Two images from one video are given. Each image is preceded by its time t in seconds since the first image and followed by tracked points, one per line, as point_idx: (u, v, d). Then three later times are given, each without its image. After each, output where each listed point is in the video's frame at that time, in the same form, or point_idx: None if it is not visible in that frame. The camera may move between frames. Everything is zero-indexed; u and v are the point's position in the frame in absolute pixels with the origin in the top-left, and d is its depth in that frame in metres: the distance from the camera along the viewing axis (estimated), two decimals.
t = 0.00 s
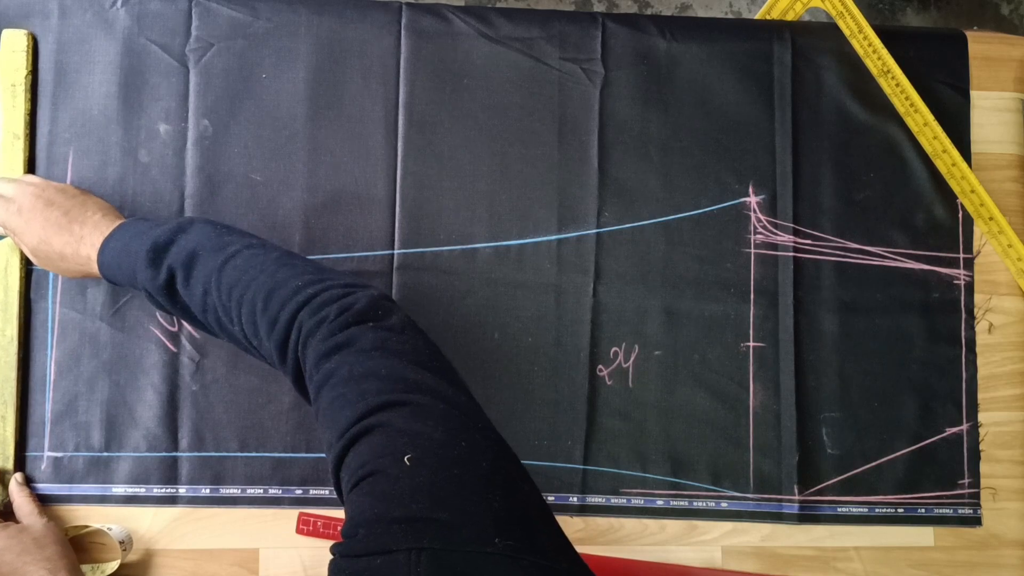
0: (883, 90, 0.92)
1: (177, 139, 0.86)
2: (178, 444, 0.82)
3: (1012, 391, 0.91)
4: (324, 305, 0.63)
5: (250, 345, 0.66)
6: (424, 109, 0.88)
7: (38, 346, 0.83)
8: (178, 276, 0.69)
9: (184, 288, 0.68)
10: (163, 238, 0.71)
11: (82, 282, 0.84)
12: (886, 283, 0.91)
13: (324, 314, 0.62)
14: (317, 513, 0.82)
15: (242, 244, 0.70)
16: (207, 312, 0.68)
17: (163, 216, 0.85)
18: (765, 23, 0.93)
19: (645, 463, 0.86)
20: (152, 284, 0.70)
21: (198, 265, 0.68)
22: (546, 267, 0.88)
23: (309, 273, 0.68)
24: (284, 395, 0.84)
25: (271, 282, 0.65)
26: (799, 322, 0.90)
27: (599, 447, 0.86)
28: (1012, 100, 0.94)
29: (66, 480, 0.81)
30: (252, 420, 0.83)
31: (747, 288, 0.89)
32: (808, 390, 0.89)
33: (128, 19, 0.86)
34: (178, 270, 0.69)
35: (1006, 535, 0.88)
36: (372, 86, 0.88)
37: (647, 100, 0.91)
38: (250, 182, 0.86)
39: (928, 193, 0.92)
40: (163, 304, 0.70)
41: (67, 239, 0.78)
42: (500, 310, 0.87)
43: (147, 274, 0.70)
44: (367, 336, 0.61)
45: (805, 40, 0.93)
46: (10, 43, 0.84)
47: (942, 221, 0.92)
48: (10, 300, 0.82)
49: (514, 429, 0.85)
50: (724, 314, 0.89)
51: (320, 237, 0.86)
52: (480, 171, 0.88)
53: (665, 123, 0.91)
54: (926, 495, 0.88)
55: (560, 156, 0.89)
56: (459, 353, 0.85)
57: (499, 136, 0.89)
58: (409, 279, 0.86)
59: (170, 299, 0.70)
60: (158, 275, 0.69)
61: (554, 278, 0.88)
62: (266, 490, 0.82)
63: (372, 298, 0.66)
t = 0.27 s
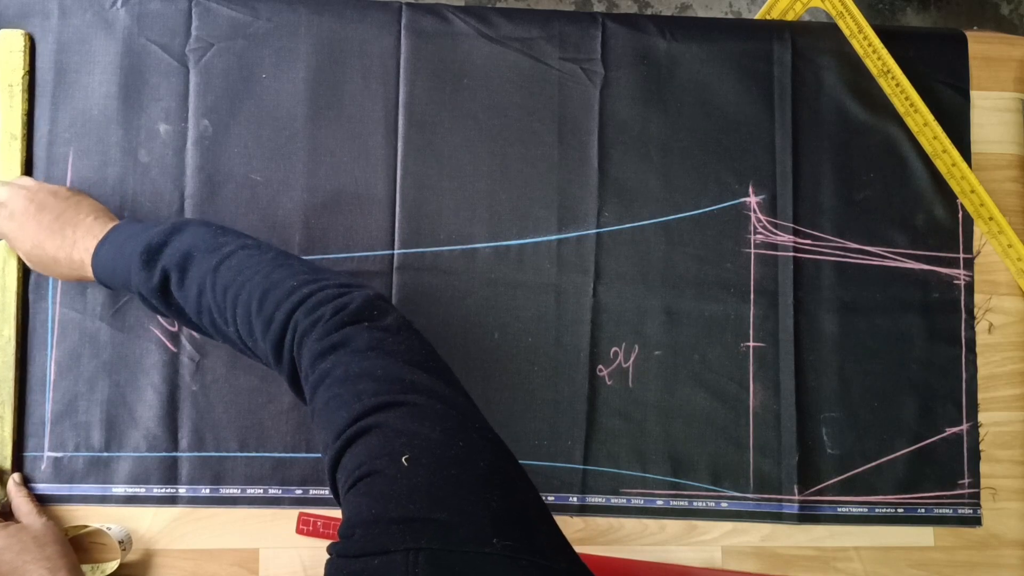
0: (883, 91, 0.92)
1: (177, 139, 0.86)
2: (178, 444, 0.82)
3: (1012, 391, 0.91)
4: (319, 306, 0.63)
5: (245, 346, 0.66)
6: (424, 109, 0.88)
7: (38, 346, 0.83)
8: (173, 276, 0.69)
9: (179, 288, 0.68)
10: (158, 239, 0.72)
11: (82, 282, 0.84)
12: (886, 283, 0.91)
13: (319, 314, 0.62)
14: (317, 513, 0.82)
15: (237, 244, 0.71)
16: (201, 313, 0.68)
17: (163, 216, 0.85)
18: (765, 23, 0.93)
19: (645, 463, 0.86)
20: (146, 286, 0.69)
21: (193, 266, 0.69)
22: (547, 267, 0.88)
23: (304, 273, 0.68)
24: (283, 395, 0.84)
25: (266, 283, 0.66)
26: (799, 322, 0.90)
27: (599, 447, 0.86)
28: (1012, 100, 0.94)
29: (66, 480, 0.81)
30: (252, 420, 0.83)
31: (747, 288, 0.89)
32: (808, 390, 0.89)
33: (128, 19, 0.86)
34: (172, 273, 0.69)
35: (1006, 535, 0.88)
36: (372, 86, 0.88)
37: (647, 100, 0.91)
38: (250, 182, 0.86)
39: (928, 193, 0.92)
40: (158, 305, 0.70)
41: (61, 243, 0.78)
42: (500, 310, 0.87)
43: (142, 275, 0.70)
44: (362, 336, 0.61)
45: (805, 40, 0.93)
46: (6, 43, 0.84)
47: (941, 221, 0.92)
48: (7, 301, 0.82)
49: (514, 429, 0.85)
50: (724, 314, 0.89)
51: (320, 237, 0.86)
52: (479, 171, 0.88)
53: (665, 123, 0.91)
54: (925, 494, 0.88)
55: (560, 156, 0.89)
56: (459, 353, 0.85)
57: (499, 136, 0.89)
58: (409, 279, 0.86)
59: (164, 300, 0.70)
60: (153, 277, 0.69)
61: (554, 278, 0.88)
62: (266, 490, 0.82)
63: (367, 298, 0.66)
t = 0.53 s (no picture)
0: (883, 91, 0.92)
1: (177, 139, 0.86)
2: (178, 444, 0.82)
3: (1012, 391, 0.91)
4: (297, 325, 0.64)
5: (231, 387, 0.65)
6: (424, 109, 0.88)
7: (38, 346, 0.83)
8: (144, 355, 0.67)
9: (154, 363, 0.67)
10: (122, 312, 0.70)
11: (83, 282, 0.84)
12: (886, 283, 0.91)
13: (298, 332, 0.63)
14: (317, 513, 0.82)
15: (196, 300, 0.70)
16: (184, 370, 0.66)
17: (163, 216, 0.85)
18: (765, 23, 0.93)
19: (645, 464, 0.86)
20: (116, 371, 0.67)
21: (161, 335, 0.67)
22: (547, 267, 0.88)
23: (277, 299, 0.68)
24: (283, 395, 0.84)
25: (241, 317, 0.66)
26: (799, 322, 0.90)
27: (599, 447, 0.86)
28: (1012, 100, 0.94)
29: (65, 480, 0.81)
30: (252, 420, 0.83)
31: (747, 289, 0.89)
32: (808, 390, 0.89)
33: (128, 19, 0.86)
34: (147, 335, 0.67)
35: (1007, 535, 0.88)
36: (372, 86, 0.88)
37: (647, 100, 0.91)
38: (250, 182, 0.86)
39: (928, 193, 0.92)
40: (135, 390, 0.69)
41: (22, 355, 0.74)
42: (500, 310, 0.87)
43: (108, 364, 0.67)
44: (344, 343, 0.62)
45: (805, 40, 0.93)
46: (6, 43, 0.84)
47: (941, 221, 0.92)
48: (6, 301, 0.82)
49: (513, 429, 0.85)
50: (724, 314, 0.89)
51: (320, 238, 0.86)
52: (480, 171, 0.88)
53: (665, 123, 0.91)
54: (925, 495, 0.88)
55: (560, 156, 0.89)
56: (458, 353, 0.85)
57: (499, 136, 0.89)
58: (409, 279, 0.86)
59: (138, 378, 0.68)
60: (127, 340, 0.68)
61: (554, 278, 0.88)
62: (266, 490, 0.82)
63: (342, 308, 0.67)
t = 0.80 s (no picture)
0: (883, 90, 0.92)
1: (177, 139, 0.86)
2: (178, 443, 0.82)
3: (1012, 391, 0.91)
4: (280, 327, 0.63)
5: (223, 394, 0.65)
6: (424, 109, 0.88)
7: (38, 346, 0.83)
8: (136, 371, 0.67)
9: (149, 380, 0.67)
10: (110, 333, 0.69)
11: (83, 282, 0.84)
12: (886, 283, 0.91)
13: (281, 335, 0.62)
14: (317, 513, 0.82)
15: (182, 310, 0.69)
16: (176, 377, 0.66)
17: (163, 216, 0.85)
18: (765, 23, 0.93)
19: (645, 464, 0.86)
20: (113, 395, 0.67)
21: (150, 351, 0.67)
22: (547, 267, 0.88)
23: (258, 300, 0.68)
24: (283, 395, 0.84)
25: (226, 326, 0.65)
26: (799, 322, 0.90)
27: (599, 447, 0.86)
28: (1012, 100, 0.94)
29: (65, 480, 0.81)
30: (252, 420, 0.83)
31: (747, 289, 0.89)
32: (808, 390, 0.89)
33: (128, 19, 0.86)
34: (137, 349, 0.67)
35: (1007, 535, 0.88)
36: (372, 86, 0.88)
37: (647, 100, 0.91)
38: (250, 182, 0.86)
39: (928, 193, 0.92)
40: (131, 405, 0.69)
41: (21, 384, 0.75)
42: (500, 310, 0.87)
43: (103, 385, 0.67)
44: (326, 342, 0.61)
45: (805, 40, 0.93)
46: (5, 43, 0.84)
47: (941, 221, 0.92)
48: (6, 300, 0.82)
49: (513, 429, 0.85)
50: (724, 314, 0.89)
51: (320, 238, 0.86)
52: (480, 171, 0.88)
53: (665, 123, 0.91)
54: (926, 495, 0.88)
55: (560, 156, 0.89)
56: (459, 353, 0.85)
57: (499, 136, 0.89)
58: (409, 279, 0.86)
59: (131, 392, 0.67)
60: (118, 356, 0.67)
61: (554, 278, 0.88)
62: (265, 490, 0.82)
63: (323, 307, 0.66)
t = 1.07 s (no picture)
0: (883, 90, 0.92)
1: (177, 139, 0.86)
2: (178, 444, 0.82)
3: (1012, 391, 0.91)
4: (258, 283, 0.60)
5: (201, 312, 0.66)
6: (424, 109, 0.88)
7: (38, 346, 0.83)
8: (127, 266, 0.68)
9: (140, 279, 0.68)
10: (102, 222, 0.69)
11: (82, 282, 0.84)
12: (886, 283, 0.91)
13: (260, 293, 0.60)
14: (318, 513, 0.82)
15: (171, 221, 0.67)
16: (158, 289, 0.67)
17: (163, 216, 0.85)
18: (765, 23, 0.93)
19: (645, 463, 0.86)
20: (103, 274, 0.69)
21: (140, 251, 0.67)
22: (547, 266, 0.88)
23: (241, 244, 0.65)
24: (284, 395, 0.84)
25: (207, 261, 0.63)
26: (799, 322, 0.90)
27: (600, 447, 0.86)
28: (1012, 100, 0.94)
29: (65, 480, 0.81)
30: (252, 420, 0.83)
31: (747, 289, 0.89)
32: (809, 389, 0.89)
33: (128, 19, 0.86)
34: (124, 261, 0.68)
35: (1007, 535, 0.88)
36: (372, 86, 0.88)
37: (647, 100, 0.91)
38: (250, 182, 0.86)
39: (929, 193, 0.92)
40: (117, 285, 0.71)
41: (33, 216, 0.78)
42: (501, 310, 0.86)
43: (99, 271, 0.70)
44: (308, 311, 0.59)
45: (805, 40, 0.93)
46: (5, 43, 0.84)
47: (941, 221, 0.92)
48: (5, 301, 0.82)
49: (513, 429, 0.85)
50: (724, 314, 0.89)
51: (320, 237, 0.86)
52: (480, 171, 0.88)
53: (665, 123, 0.91)
54: (925, 495, 0.88)
55: (560, 156, 0.89)
56: (459, 353, 0.85)
57: (500, 136, 0.89)
58: (409, 279, 0.86)
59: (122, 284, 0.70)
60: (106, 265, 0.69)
61: (554, 277, 0.88)
62: (266, 490, 0.82)
63: (307, 268, 0.63)
